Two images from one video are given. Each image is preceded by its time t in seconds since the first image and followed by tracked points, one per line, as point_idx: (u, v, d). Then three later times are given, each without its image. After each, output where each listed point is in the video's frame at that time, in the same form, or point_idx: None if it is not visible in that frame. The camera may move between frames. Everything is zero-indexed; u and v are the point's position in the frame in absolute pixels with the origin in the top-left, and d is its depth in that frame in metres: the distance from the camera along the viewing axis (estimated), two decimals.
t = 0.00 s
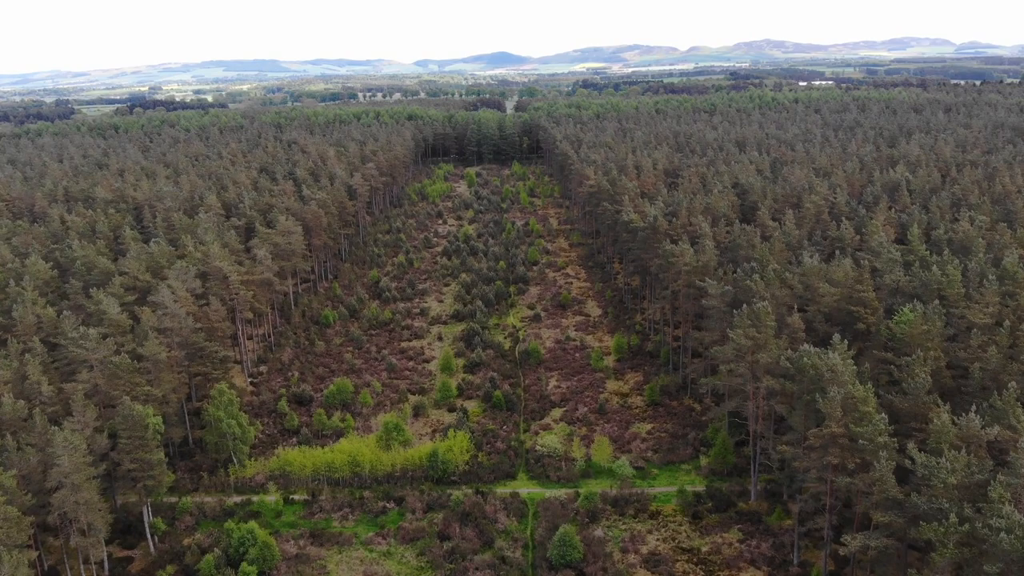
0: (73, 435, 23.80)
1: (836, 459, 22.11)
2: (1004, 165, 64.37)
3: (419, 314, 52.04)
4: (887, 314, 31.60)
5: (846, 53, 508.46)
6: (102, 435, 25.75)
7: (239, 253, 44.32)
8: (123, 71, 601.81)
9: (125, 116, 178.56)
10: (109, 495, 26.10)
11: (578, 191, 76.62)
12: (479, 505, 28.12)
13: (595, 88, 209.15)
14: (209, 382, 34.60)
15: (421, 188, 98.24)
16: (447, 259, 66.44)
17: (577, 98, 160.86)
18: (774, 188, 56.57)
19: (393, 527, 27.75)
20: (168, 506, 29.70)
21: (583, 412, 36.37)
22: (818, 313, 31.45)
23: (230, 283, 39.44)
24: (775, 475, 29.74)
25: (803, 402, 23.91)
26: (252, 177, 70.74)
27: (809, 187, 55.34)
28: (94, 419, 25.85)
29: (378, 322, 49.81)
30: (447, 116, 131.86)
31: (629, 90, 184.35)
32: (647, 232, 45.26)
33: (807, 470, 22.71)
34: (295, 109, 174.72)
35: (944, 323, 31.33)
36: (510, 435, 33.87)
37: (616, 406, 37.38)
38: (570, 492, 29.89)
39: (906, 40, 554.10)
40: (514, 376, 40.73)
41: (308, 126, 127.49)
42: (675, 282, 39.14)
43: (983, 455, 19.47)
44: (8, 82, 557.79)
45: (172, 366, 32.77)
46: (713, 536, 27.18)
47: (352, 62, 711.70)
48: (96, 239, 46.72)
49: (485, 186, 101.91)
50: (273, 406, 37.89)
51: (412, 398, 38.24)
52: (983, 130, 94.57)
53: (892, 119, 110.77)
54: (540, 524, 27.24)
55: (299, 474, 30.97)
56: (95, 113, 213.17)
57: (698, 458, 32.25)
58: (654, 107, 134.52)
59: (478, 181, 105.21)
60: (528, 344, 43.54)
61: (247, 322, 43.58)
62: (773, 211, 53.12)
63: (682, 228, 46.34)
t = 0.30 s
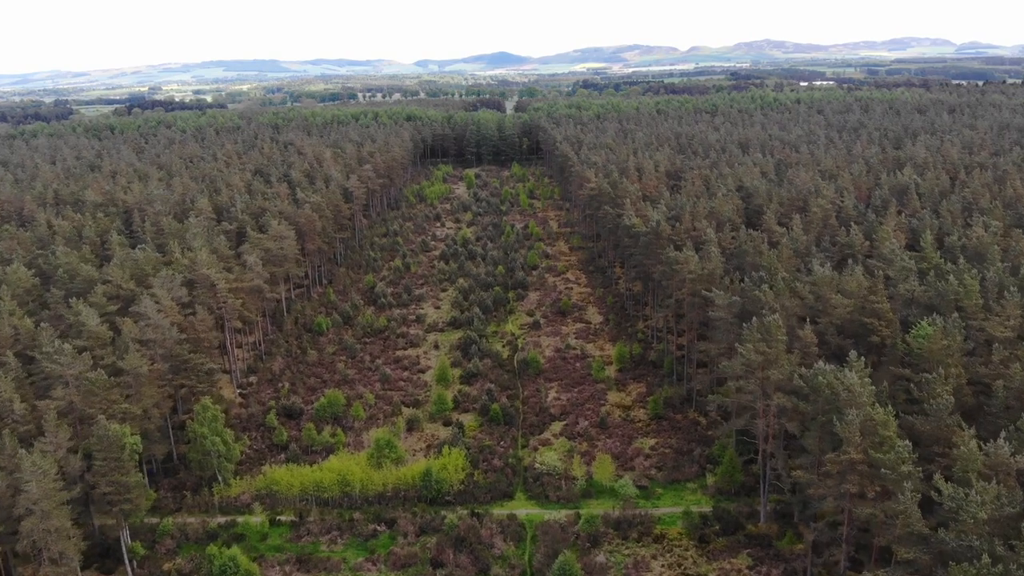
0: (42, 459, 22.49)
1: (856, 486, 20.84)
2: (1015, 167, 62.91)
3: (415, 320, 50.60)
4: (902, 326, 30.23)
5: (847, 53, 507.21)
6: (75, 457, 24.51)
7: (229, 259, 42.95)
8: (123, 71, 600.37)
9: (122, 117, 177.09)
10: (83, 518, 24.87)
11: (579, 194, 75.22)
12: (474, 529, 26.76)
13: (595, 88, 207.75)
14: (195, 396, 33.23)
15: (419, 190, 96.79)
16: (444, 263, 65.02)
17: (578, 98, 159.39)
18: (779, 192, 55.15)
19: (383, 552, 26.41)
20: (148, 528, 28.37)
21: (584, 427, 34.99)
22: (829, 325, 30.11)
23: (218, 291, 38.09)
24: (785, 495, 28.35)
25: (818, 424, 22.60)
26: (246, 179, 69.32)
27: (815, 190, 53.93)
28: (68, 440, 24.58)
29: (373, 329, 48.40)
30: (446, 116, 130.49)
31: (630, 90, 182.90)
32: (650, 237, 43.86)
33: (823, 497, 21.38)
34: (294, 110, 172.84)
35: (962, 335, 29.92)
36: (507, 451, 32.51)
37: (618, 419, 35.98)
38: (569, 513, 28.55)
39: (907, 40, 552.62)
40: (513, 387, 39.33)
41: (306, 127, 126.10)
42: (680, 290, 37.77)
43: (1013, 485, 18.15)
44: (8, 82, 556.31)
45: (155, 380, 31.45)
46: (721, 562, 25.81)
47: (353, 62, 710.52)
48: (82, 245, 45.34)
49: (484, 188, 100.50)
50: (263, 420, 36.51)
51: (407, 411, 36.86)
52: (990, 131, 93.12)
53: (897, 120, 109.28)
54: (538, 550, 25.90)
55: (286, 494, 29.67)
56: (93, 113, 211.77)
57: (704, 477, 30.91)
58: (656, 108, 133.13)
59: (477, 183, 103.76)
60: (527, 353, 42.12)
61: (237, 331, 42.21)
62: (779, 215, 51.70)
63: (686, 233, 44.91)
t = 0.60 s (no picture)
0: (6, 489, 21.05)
1: (879, 519, 19.37)
2: None
3: (411, 328, 49.06)
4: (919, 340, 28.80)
5: (848, 53, 506.01)
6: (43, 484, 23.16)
7: (218, 266, 41.44)
8: (122, 71, 598.56)
9: (118, 117, 175.23)
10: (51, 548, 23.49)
11: (579, 197, 73.67)
12: (469, 557, 25.31)
13: (595, 88, 206.23)
14: (178, 411, 31.74)
15: (417, 192, 95.21)
16: (442, 268, 63.50)
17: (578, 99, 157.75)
18: (785, 196, 53.65)
19: None
20: (125, 554, 26.87)
21: (585, 443, 33.50)
22: (843, 339, 28.65)
23: (204, 300, 36.58)
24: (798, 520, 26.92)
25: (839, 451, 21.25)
26: (239, 181, 67.72)
27: (823, 194, 52.42)
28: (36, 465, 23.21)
29: (367, 338, 46.88)
30: (445, 117, 128.90)
31: (630, 90, 181.39)
32: (653, 243, 42.34)
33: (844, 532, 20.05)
34: (292, 110, 171.01)
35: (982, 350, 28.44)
36: (505, 470, 31.03)
37: (621, 435, 34.48)
38: (569, 539, 27.08)
39: (908, 41, 551.00)
40: (511, 400, 37.82)
41: (303, 128, 124.49)
42: (685, 299, 36.29)
43: None
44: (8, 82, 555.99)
45: (135, 396, 30.00)
46: None
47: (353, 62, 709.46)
48: (65, 251, 43.81)
49: (483, 190, 98.96)
50: (250, 436, 35.04)
51: (400, 426, 35.34)
52: (997, 133, 91.54)
53: (901, 121, 107.83)
54: None
55: (271, 517, 28.20)
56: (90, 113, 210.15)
57: (712, 498, 29.45)
58: (657, 108, 131.50)
59: (476, 184, 102.19)
60: (526, 364, 40.60)
61: (225, 341, 40.71)
62: (785, 220, 50.18)
63: (691, 240, 43.42)
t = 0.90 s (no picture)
0: None
1: (905, 555, 18.02)
2: None
3: (406, 336, 47.61)
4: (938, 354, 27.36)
5: (848, 53, 504.63)
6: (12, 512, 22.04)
7: (206, 273, 40.03)
8: (124, 71, 597.33)
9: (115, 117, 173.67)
10: None
11: (580, 199, 72.23)
12: None
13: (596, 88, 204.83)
14: (161, 427, 30.32)
15: (416, 194, 93.77)
16: (440, 272, 62.07)
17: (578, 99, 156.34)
18: (792, 199, 52.24)
19: None
20: None
21: (587, 460, 32.08)
22: (857, 353, 27.24)
23: (190, 309, 35.13)
24: (812, 546, 25.51)
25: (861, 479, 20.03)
26: (232, 184, 66.28)
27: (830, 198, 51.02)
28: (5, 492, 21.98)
29: (361, 346, 45.43)
30: (444, 117, 127.42)
31: (631, 90, 179.43)
32: (657, 250, 40.92)
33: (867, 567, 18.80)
34: (291, 110, 169.48)
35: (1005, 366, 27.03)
36: (503, 489, 29.65)
37: (624, 452, 33.07)
38: (570, 565, 25.66)
39: (908, 40, 549.42)
40: (509, 413, 36.38)
41: (301, 129, 123.02)
42: (691, 309, 34.87)
43: None
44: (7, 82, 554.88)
45: (114, 412, 28.61)
46: None
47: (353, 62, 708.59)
48: (49, 257, 42.39)
49: (483, 191, 97.53)
50: (237, 452, 33.64)
51: (394, 441, 33.92)
52: (1005, 134, 90.11)
53: (906, 122, 106.40)
54: None
55: (256, 541, 26.80)
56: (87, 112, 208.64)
57: (720, 520, 28.04)
58: (659, 108, 130.03)
59: (476, 186, 100.73)
60: (526, 375, 39.16)
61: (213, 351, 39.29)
62: (792, 224, 48.75)
63: (696, 246, 41.97)
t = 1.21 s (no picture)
0: None
1: None
2: None
3: (403, 344, 46.23)
4: (960, 370, 25.98)
5: (851, 53, 502.88)
6: None
7: (195, 280, 38.66)
8: (124, 71, 596.23)
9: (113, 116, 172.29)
10: None
11: (581, 201, 70.87)
12: None
13: (597, 88, 203.53)
14: (143, 444, 28.93)
15: (415, 195, 92.41)
16: (438, 277, 60.73)
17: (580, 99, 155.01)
18: (799, 203, 50.89)
19: None
20: None
21: (589, 479, 30.78)
22: (874, 370, 25.94)
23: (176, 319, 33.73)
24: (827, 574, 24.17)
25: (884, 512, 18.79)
26: (227, 186, 64.90)
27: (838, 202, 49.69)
28: None
29: (355, 354, 44.04)
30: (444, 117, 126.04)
31: (633, 90, 178.04)
32: (661, 256, 39.59)
33: None
34: (289, 110, 168.04)
35: None
36: (501, 510, 28.33)
37: (628, 469, 31.71)
38: None
39: (910, 40, 547.73)
40: (508, 426, 35.00)
41: (299, 129, 121.61)
42: (697, 319, 33.51)
43: None
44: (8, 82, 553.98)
45: (93, 429, 27.21)
46: None
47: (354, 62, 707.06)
48: (33, 263, 40.98)
49: (483, 193, 96.14)
50: (224, 468, 32.28)
51: (387, 458, 32.56)
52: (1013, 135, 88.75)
53: (911, 123, 104.93)
54: None
55: (241, 567, 25.38)
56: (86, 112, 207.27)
57: (729, 544, 26.67)
58: (661, 109, 128.65)
59: (476, 187, 99.35)
60: (525, 386, 37.77)
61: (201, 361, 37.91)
62: (800, 228, 47.39)
63: (702, 252, 40.64)
